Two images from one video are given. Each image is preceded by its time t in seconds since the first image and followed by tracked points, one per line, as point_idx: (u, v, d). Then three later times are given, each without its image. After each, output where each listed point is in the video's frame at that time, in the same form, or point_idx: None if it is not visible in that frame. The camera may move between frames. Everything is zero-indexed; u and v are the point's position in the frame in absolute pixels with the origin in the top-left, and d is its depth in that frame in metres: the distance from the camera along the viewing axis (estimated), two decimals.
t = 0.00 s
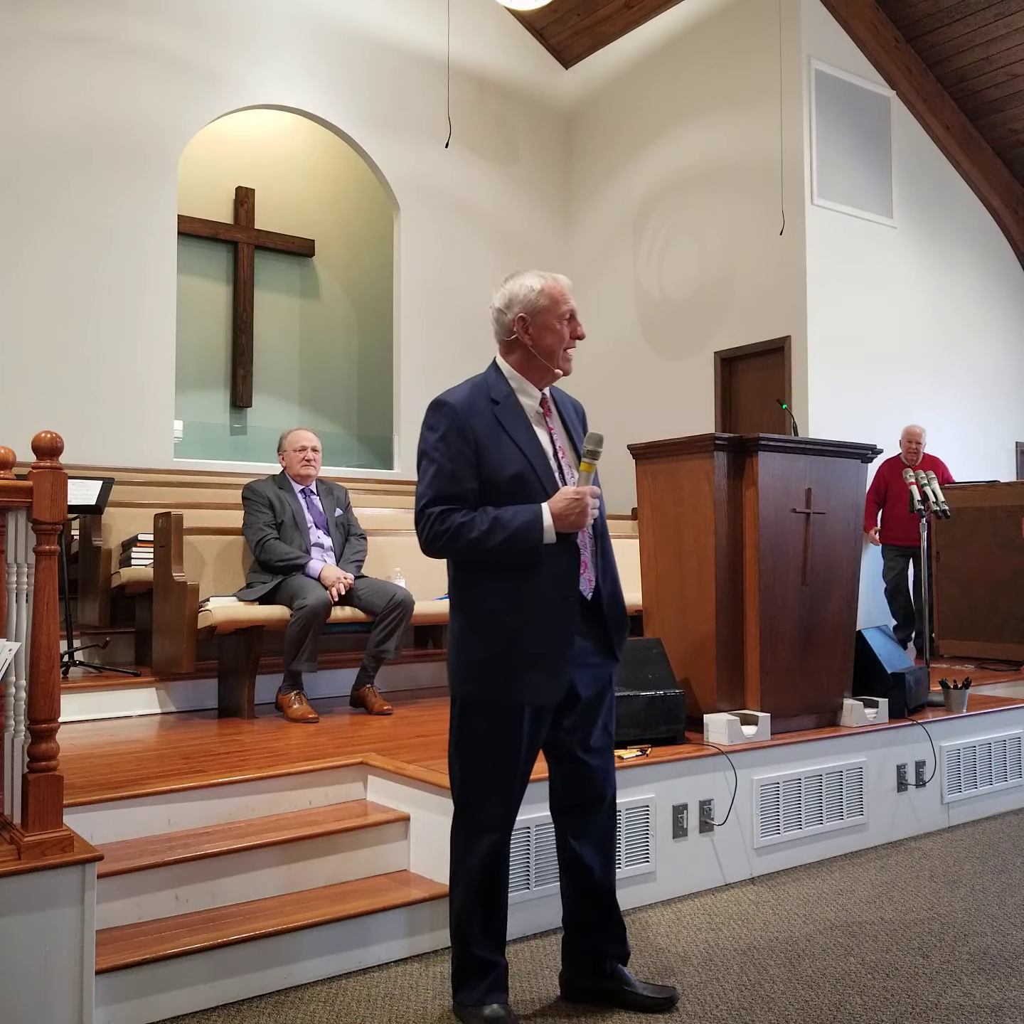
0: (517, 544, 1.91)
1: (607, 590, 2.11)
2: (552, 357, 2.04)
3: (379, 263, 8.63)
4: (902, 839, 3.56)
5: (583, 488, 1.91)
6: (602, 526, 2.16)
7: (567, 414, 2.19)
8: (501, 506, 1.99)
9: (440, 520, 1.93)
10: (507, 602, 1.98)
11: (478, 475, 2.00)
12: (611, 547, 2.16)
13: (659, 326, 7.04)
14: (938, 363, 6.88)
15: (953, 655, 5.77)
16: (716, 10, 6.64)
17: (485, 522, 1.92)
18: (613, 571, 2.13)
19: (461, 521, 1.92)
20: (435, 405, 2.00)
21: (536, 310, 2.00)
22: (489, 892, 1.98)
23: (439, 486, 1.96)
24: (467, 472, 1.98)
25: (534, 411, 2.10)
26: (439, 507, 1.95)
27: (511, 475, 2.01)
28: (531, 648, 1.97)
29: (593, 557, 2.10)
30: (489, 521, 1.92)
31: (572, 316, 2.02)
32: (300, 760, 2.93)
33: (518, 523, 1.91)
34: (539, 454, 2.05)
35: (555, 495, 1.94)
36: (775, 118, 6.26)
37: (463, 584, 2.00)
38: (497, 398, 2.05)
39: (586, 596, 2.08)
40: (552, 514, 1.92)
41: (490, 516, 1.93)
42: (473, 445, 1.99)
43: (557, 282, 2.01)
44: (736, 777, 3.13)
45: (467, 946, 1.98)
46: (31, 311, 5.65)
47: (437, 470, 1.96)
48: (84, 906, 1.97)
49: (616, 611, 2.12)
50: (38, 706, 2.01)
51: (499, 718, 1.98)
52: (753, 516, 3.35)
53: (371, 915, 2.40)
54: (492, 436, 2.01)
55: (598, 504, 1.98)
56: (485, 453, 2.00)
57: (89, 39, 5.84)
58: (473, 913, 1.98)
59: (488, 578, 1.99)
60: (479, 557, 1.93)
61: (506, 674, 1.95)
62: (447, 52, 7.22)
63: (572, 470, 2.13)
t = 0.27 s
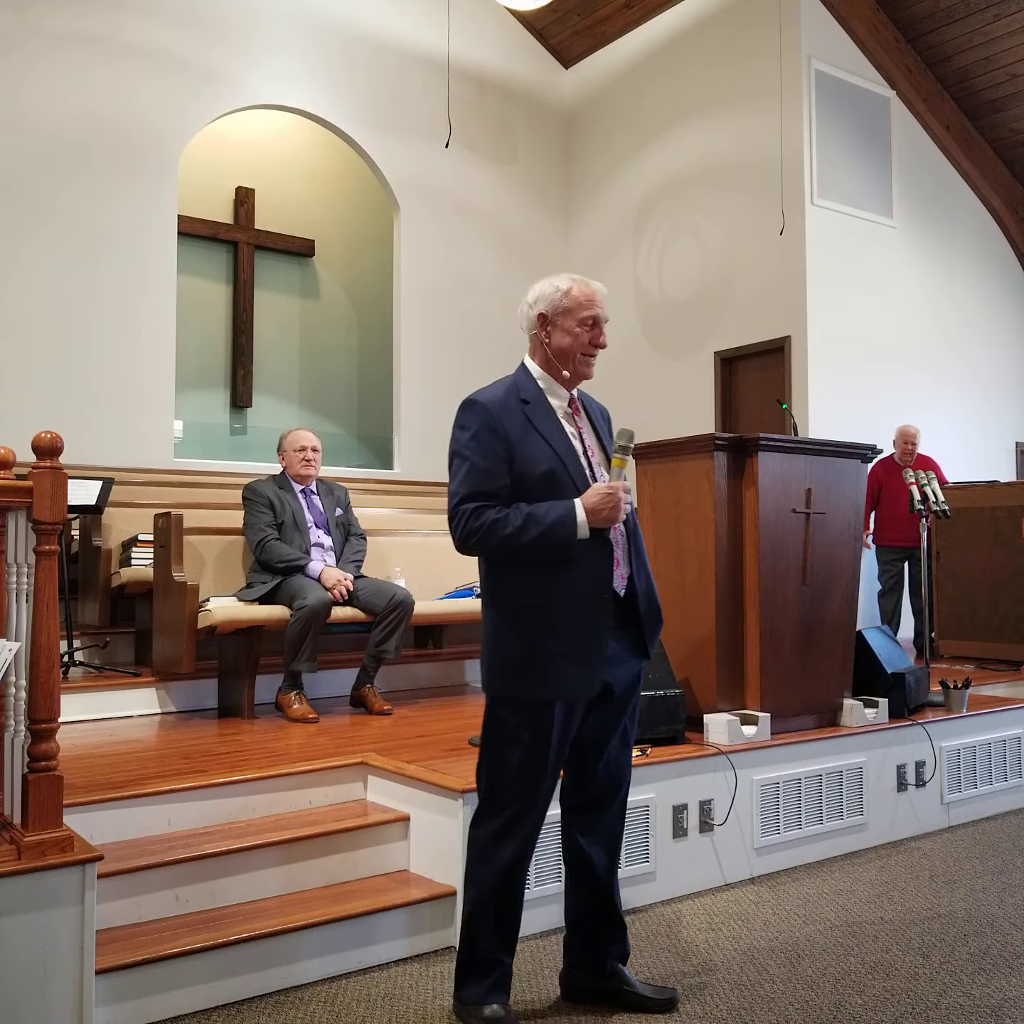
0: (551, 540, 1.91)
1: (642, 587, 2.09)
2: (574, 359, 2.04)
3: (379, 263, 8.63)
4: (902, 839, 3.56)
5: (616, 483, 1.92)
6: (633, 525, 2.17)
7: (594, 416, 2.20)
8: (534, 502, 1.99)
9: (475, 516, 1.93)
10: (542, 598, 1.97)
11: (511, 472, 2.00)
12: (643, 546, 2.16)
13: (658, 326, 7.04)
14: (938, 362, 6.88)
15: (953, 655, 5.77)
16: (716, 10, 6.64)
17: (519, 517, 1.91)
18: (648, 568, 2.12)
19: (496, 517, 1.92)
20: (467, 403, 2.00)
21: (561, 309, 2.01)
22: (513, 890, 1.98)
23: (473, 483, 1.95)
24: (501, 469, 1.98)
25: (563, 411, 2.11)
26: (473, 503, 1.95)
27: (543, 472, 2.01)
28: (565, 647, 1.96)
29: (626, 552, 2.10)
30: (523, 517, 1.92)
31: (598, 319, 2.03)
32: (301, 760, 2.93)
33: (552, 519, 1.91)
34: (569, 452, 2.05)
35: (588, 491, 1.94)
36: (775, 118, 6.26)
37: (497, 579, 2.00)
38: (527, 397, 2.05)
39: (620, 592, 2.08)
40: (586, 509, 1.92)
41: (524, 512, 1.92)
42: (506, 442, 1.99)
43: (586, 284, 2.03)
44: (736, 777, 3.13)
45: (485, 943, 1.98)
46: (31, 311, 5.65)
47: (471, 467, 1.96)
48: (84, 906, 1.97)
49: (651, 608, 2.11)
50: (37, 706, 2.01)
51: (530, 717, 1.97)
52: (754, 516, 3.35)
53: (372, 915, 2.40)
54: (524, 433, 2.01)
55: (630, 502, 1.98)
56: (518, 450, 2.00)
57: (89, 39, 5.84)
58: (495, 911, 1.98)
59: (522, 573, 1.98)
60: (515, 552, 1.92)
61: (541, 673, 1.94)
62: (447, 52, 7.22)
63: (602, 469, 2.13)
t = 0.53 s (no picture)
0: (572, 536, 1.91)
1: (657, 591, 2.09)
2: (593, 352, 2.03)
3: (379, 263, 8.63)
4: (902, 839, 3.56)
5: (637, 483, 1.92)
6: (652, 529, 2.17)
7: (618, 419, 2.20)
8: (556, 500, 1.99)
9: (496, 510, 1.93)
10: (560, 591, 1.98)
11: (534, 470, 2.00)
12: (661, 551, 2.17)
13: (658, 326, 7.04)
14: (937, 363, 6.88)
15: (952, 656, 5.77)
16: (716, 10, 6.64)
17: (540, 513, 1.92)
18: (663, 573, 2.12)
19: (517, 512, 1.92)
20: (493, 399, 2.01)
21: (577, 305, 2.02)
22: (542, 889, 1.92)
23: (495, 478, 1.96)
24: (525, 466, 1.99)
25: (587, 412, 2.10)
26: (495, 498, 1.95)
27: (565, 470, 2.01)
28: (587, 642, 1.96)
29: (644, 556, 2.10)
30: (544, 512, 1.92)
31: (615, 311, 2.01)
32: (301, 760, 2.93)
33: (573, 515, 1.91)
34: (594, 452, 2.05)
35: (608, 491, 1.94)
36: (775, 118, 6.26)
37: (517, 574, 2.00)
38: (553, 397, 2.06)
39: (636, 594, 2.07)
40: (606, 508, 1.92)
41: (545, 507, 1.92)
42: (530, 439, 2.00)
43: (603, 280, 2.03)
44: (736, 777, 3.13)
45: (510, 937, 1.94)
46: (31, 311, 5.65)
47: (495, 462, 1.97)
48: (83, 906, 1.97)
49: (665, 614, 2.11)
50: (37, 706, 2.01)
51: (554, 709, 1.94)
52: (753, 515, 3.35)
53: (372, 915, 2.40)
54: (548, 432, 2.02)
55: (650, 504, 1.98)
56: (542, 448, 2.00)
57: (88, 39, 5.84)
58: (524, 906, 1.93)
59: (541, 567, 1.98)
60: (535, 547, 1.93)
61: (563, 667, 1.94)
62: (447, 52, 7.22)
63: (623, 470, 2.13)
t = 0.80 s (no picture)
0: (574, 535, 1.91)
1: (661, 592, 2.09)
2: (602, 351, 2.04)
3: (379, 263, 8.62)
4: (902, 839, 3.56)
5: (641, 483, 1.92)
6: (655, 534, 2.19)
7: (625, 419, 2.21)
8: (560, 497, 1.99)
9: (499, 507, 1.94)
10: (561, 589, 1.98)
11: (538, 468, 2.00)
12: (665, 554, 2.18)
13: (658, 326, 7.04)
14: (938, 362, 6.88)
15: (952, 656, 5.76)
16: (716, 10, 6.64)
17: (542, 510, 1.92)
18: (668, 576, 2.12)
19: (519, 509, 1.93)
20: (500, 395, 2.01)
21: (586, 304, 2.05)
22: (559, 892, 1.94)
23: (499, 474, 1.97)
24: (529, 463, 1.99)
25: (596, 412, 2.10)
26: (498, 494, 1.96)
27: (569, 468, 2.01)
28: (591, 642, 1.96)
29: (648, 558, 2.11)
30: (547, 510, 1.92)
31: (623, 310, 2.04)
32: (301, 761, 2.93)
33: (575, 513, 1.91)
34: (599, 450, 2.05)
35: (612, 491, 1.94)
36: (775, 118, 6.26)
37: (521, 571, 2.00)
38: (560, 395, 2.06)
39: (641, 594, 2.08)
40: (609, 507, 1.92)
41: (547, 505, 1.93)
42: (535, 436, 2.00)
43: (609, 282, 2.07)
44: (736, 777, 3.12)
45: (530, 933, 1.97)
46: (30, 311, 5.65)
47: (500, 459, 1.97)
48: (83, 906, 1.97)
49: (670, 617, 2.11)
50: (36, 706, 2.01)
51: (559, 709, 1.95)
52: (753, 515, 3.35)
53: (372, 915, 2.40)
54: (554, 429, 2.02)
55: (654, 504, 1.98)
56: (547, 445, 2.00)
57: (87, 39, 5.84)
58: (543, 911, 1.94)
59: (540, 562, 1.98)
60: (538, 544, 1.93)
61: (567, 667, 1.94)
62: (447, 52, 7.22)
63: (629, 470, 2.13)
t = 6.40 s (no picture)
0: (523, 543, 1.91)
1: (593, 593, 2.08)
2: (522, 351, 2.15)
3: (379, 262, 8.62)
4: (902, 839, 3.56)
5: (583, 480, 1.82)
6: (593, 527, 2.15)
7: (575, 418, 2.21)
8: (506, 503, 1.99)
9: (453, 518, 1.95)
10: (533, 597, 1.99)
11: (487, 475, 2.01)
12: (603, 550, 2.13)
13: (659, 326, 7.04)
14: (938, 362, 6.88)
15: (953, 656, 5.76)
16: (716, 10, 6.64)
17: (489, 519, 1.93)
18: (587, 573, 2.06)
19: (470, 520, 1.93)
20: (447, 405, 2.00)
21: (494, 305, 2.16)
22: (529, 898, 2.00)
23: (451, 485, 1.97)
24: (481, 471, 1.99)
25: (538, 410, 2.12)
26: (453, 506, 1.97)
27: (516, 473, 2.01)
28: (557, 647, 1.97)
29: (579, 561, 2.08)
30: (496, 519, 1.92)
31: (531, 306, 2.15)
32: (300, 761, 2.93)
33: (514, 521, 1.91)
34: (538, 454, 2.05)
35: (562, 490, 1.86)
36: (776, 118, 6.25)
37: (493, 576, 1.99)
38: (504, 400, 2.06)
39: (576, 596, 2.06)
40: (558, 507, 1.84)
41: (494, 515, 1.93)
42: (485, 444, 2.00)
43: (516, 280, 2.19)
44: (736, 777, 3.11)
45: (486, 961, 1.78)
46: (29, 311, 5.65)
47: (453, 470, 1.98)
48: (82, 907, 1.96)
49: (592, 613, 2.08)
50: (36, 705, 2.01)
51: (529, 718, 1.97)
52: (754, 514, 3.35)
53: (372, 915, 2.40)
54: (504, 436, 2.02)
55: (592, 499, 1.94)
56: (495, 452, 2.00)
57: (87, 39, 5.84)
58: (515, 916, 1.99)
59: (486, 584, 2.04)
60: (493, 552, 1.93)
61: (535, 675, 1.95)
62: (447, 52, 7.21)
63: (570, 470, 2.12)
